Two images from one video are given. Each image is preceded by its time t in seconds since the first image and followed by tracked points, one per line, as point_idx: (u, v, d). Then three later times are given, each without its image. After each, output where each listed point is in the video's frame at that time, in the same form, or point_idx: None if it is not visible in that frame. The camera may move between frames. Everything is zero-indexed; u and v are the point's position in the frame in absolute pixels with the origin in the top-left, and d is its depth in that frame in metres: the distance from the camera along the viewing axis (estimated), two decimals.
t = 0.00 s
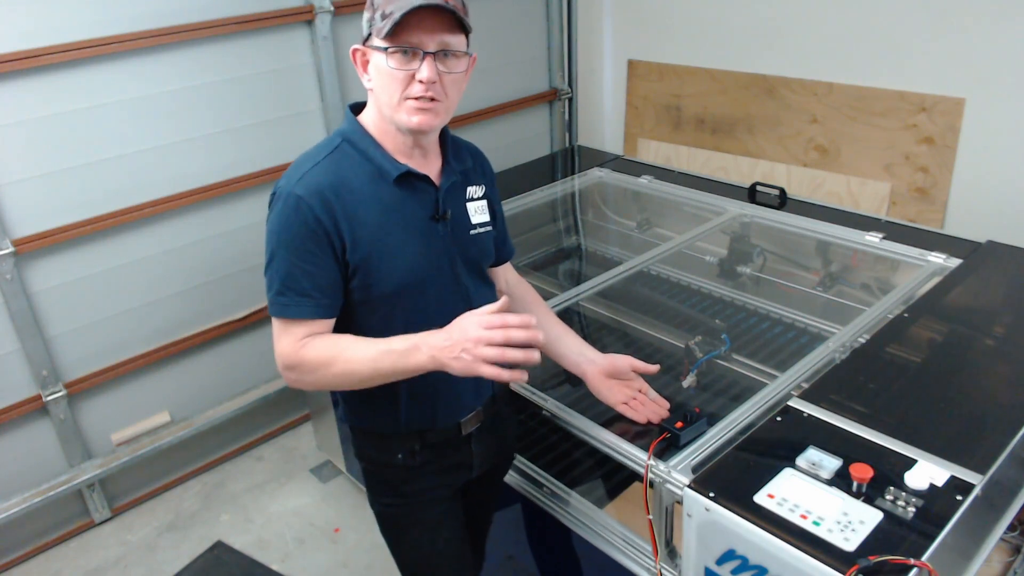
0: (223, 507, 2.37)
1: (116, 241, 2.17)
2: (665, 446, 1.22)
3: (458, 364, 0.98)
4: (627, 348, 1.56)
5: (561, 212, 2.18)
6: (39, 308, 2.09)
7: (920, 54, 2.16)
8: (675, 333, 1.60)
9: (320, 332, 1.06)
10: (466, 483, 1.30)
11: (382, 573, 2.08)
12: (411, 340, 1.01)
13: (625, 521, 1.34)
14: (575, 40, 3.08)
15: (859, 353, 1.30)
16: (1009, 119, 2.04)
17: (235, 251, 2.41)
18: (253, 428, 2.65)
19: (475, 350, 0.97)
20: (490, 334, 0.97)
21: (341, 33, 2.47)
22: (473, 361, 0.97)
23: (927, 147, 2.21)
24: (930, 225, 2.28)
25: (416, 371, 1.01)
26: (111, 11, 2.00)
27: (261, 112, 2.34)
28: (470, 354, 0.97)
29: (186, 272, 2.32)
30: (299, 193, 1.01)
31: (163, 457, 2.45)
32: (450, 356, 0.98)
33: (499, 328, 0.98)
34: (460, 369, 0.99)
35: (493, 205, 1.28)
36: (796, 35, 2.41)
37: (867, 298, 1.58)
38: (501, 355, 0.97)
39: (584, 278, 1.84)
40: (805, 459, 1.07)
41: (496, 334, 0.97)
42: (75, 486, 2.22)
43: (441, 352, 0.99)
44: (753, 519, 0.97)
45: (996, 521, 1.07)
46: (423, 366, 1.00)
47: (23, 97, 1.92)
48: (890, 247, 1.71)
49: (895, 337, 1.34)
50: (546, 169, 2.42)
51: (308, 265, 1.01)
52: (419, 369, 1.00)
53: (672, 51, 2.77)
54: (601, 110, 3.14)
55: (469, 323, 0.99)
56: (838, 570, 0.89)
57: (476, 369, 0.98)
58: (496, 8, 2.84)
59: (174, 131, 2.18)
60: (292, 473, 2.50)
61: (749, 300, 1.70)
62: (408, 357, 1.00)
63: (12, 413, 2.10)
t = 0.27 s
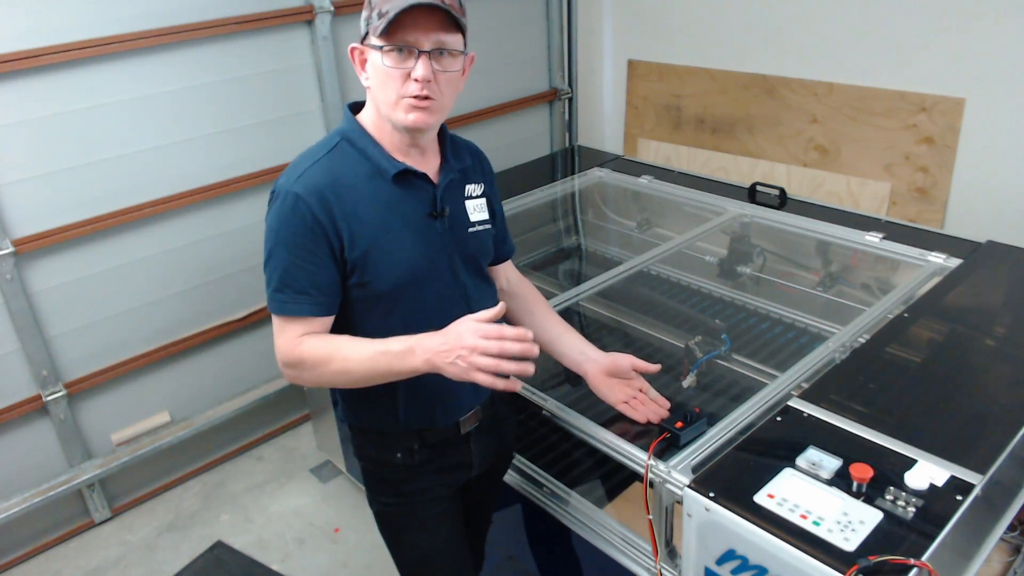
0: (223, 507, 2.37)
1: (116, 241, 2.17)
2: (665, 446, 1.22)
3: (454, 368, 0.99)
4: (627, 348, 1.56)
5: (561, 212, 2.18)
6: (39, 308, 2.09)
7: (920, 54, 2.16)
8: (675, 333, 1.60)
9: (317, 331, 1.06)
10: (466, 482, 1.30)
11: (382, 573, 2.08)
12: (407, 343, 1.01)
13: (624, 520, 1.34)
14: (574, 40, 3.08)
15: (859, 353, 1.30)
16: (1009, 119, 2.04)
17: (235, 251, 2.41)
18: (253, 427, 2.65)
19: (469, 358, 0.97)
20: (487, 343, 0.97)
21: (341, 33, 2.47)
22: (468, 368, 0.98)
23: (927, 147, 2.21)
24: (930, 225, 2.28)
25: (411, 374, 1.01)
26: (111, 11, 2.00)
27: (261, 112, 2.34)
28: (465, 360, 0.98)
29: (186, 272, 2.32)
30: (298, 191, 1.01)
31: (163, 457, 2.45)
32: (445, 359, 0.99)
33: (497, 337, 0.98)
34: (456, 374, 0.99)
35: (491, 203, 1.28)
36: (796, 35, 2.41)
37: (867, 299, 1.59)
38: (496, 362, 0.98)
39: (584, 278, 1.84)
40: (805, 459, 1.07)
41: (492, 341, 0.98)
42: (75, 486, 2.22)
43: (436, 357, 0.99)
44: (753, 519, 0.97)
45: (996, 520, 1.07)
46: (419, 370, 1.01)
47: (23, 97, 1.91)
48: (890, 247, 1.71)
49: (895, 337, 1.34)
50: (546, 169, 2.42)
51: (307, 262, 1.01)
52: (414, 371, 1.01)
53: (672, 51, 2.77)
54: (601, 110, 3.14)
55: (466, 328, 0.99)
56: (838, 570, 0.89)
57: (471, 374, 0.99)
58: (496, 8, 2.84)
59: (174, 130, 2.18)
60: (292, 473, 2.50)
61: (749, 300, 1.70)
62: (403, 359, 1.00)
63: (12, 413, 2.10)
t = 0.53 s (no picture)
0: (223, 507, 2.37)
1: (116, 241, 2.17)
2: (665, 446, 1.22)
3: (432, 334, 0.97)
4: (627, 348, 1.56)
5: (561, 212, 2.18)
6: (39, 308, 2.09)
7: (919, 54, 2.16)
8: (674, 333, 1.60)
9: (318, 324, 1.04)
10: (465, 481, 1.30)
11: (382, 573, 2.08)
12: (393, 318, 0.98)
13: (624, 520, 1.35)
14: (575, 40, 3.08)
15: (859, 353, 1.30)
16: (1009, 119, 2.04)
17: (235, 251, 2.41)
18: (253, 427, 2.65)
19: (446, 319, 0.96)
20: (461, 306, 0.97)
21: (341, 34, 2.47)
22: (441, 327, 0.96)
23: (927, 147, 2.21)
24: (930, 226, 2.28)
25: (394, 348, 0.98)
26: (112, 11, 2.00)
27: (261, 112, 2.34)
28: (443, 324, 0.96)
29: (186, 272, 2.32)
30: (298, 189, 1.01)
31: (162, 457, 2.45)
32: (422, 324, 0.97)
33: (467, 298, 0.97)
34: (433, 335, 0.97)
35: (489, 201, 1.28)
36: (796, 35, 2.41)
37: (867, 298, 1.59)
38: (469, 323, 0.96)
39: (584, 278, 1.84)
40: (805, 459, 1.07)
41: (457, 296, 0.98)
42: (75, 486, 2.22)
43: (421, 327, 0.97)
44: (753, 519, 0.97)
45: (996, 520, 1.07)
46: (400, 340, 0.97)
47: (23, 97, 1.92)
48: (890, 247, 1.71)
49: (895, 337, 1.34)
50: (546, 169, 2.42)
51: (308, 260, 1.01)
52: (395, 341, 0.97)
53: (672, 51, 2.77)
54: (601, 110, 3.14)
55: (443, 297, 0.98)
56: (838, 570, 0.89)
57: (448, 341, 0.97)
58: (496, 8, 2.84)
59: (175, 130, 2.18)
60: (292, 473, 2.50)
61: (750, 300, 1.70)
62: (385, 330, 0.98)
63: (12, 413, 2.10)
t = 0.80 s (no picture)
0: (223, 507, 2.37)
1: (116, 241, 2.17)
2: (665, 446, 1.22)
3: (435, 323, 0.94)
4: (627, 349, 1.56)
5: (561, 212, 2.18)
6: (39, 308, 2.09)
7: (919, 54, 2.16)
8: (674, 332, 1.60)
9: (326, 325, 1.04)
10: (464, 480, 1.29)
11: (382, 573, 2.08)
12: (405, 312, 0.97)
13: (624, 520, 1.35)
14: (575, 40, 3.09)
15: (859, 353, 1.30)
16: (1009, 119, 2.04)
17: (235, 251, 2.41)
18: (253, 427, 2.65)
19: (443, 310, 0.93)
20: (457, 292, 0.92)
21: (341, 34, 2.47)
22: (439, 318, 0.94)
23: (927, 147, 2.21)
24: (930, 226, 2.28)
25: (406, 345, 0.96)
26: (112, 11, 2.00)
27: (261, 112, 2.34)
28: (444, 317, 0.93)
29: (186, 272, 2.32)
30: (297, 188, 1.02)
31: (162, 457, 2.45)
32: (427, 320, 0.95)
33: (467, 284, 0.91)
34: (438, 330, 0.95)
35: (487, 200, 1.28)
36: (796, 35, 2.41)
37: (867, 298, 1.59)
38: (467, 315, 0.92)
39: (584, 278, 1.84)
40: (805, 459, 1.07)
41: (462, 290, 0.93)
42: (75, 486, 2.22)
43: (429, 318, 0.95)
44: (753, 519, 0.97)
45: (996, 521, 1.07)
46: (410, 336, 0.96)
47: (23, 97, 1.92)
48: (890, 247, 1.71)
49: (895, 337, 1.34)
50: (546, 169, 2.42)
51: (307, 258, 1.01)
52: (405, 336, 0.96)
53: (672, 52, 2.77)
54: (601, 110, 3.14)
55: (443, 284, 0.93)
56: (838, 570, 0.89)
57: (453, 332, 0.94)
58: (496, 8, 2.84)
59: (175, 130, 2.18)
60: (292, 473, 2.50)
61: (750, 300, 1.70)
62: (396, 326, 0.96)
63: (12, 413, 2.10)
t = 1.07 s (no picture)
0: (223, 507, 2.37)
1: (116, 241, 2.17)
2: (665, 446, 1.22)
3: (445, 351, 0.98)
4: (627, 349, 1.56)
5: (561, 212, 2.18)
6: (40, 308, 2.09)
7: (919, 54, 2.16)
8: (674, 332, 1.60)
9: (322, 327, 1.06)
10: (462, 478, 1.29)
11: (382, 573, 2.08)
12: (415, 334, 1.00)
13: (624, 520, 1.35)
14: (575, 40, 3.09)
15: (859, 353, 1.30)
16: (1009, 119, 2.04)
17: (235, 251, 2.41)
18: (253, 427, 2.65)
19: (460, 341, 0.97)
20: (479, 329, 0.96)
21: (341, 34, 2.47)
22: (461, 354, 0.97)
23: (927, 147, 2.21)
24: (930, 226, 2.28)
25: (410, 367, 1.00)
26: (113, 11, 2.00)
27: (261, 112, 2.34)
28: (458, 347, 0.97)
29: (186, 272, 2.32)
30: (297, 186, 1.02)
31: (162, 457, 2.45)
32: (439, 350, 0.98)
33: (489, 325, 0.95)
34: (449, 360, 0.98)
35: (488, 199, 1.28)
36: (795, 35, 2.41)
37: (867, 299, 1.59)
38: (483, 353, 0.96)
39: (584, 278, 1.84)
40: (805, 459, 1.07)
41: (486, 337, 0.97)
42: (74, 486, 2.21)
43: (440, 345, 0.98)
44: (753, 519, 0.97)
45: (996, 521, 1.07)
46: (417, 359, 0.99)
47: (23, 97, 1.92)
48: (890, 247, 1.71)
49: (895, 337, 1.34)
50: (546, 169, 2.42)
51: (307, 256, 1.01)
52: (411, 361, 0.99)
53: (672, 52, 2.77)
54: (601, 110, 3.14)
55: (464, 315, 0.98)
56: (838, 570, 0.89)
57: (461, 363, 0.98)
58: (496, 7, 2.84)
59: (175, 130, 2.18)
60: (292, 473, 2.50)
61: (750, 300, 1.70)
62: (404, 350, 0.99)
63: (12, 413, 2.10)
